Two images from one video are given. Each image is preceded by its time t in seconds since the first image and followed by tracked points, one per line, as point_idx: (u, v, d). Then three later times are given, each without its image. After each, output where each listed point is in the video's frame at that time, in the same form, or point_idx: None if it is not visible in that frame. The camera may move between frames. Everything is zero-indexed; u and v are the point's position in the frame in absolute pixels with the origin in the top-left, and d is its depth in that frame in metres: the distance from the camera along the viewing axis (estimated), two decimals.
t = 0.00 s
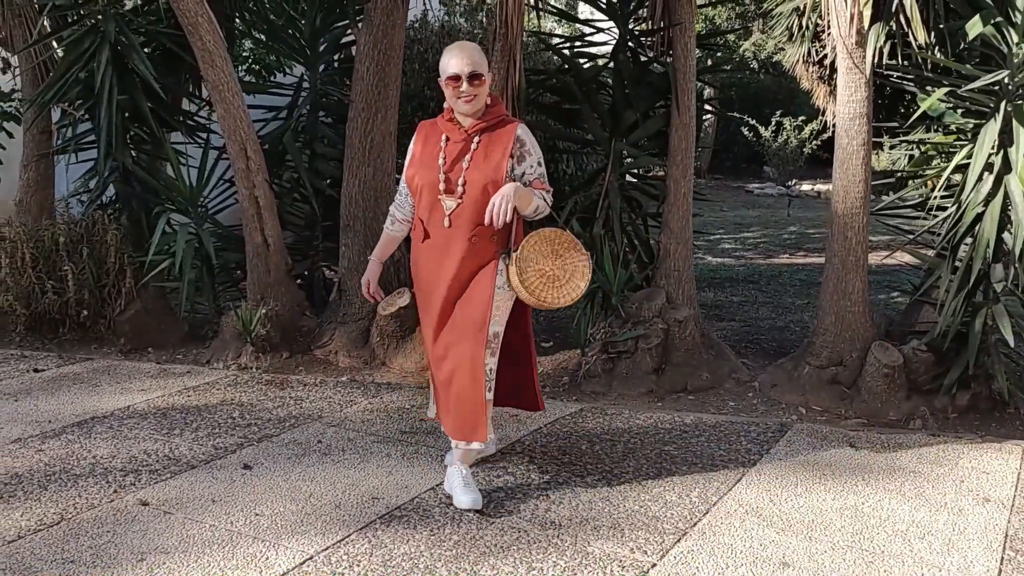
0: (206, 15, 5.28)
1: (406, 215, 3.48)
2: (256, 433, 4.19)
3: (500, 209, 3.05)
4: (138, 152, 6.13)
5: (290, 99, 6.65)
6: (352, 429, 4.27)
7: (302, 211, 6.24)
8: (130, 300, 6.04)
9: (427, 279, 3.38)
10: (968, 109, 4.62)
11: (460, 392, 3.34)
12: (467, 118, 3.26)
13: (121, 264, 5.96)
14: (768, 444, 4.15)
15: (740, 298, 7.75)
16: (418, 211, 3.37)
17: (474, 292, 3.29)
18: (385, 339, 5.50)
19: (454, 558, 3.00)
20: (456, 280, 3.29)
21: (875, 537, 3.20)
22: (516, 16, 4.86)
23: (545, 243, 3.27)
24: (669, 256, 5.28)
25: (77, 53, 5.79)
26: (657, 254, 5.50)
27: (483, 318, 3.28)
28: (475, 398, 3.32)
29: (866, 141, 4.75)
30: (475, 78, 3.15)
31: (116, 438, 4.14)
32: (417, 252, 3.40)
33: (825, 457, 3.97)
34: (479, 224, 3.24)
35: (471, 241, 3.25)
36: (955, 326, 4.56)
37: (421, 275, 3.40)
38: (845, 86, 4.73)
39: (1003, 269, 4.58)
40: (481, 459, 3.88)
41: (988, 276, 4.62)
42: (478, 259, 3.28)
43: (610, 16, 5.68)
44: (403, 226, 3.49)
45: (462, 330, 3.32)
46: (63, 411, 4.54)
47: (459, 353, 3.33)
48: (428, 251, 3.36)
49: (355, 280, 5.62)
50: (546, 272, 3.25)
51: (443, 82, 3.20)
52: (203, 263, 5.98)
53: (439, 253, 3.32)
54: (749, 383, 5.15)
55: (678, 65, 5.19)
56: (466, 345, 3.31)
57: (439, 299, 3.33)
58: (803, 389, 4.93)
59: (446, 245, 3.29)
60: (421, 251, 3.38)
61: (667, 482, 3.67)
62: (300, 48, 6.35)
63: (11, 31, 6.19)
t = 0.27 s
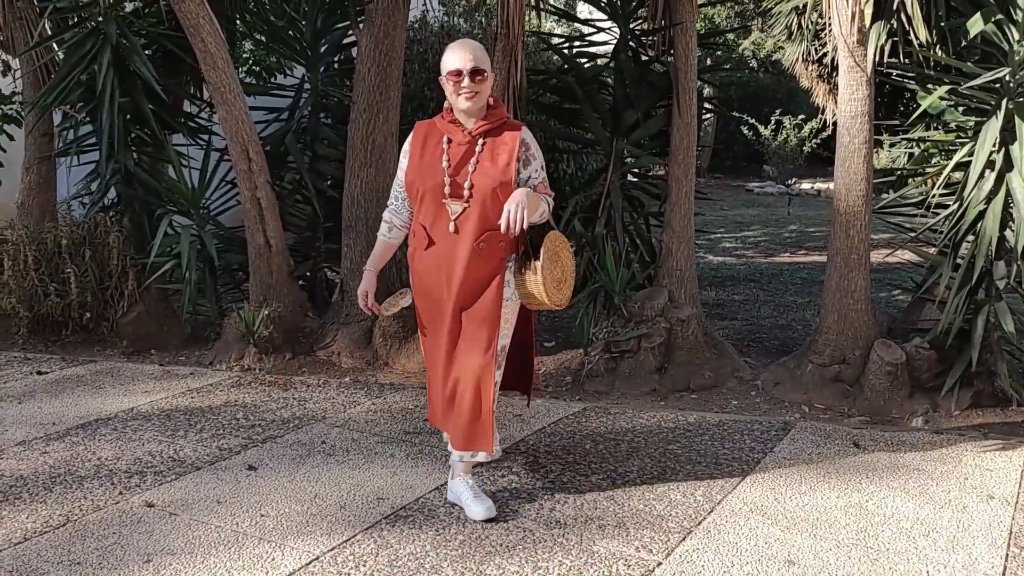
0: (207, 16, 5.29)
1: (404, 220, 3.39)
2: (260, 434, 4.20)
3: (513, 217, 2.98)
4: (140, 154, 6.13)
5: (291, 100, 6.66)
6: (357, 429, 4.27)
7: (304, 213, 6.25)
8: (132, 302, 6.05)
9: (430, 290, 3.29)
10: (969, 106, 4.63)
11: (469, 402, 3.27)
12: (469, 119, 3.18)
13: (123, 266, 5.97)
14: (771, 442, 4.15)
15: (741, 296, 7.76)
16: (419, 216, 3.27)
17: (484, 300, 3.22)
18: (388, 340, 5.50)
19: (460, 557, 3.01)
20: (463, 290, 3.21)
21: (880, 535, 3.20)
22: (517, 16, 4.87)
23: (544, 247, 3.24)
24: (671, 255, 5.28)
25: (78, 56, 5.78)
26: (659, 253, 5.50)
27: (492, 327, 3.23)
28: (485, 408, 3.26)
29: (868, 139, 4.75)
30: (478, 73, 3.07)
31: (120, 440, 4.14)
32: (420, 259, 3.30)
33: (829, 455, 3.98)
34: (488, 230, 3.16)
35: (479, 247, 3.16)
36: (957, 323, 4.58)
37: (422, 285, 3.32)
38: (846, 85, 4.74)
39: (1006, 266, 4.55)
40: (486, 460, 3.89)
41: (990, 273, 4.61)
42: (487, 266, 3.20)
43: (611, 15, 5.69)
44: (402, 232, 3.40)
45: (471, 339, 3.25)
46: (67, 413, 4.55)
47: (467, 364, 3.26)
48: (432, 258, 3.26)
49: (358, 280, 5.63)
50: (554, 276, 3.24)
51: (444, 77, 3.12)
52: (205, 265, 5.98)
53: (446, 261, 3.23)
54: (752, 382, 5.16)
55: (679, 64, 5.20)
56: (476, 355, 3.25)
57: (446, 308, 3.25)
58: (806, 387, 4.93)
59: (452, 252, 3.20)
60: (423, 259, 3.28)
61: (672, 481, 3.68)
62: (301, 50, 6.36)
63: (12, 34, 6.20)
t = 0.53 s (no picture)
0: (208, 18, 5.29)
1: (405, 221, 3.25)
2: (263, 434, 4.21)
3: (544, 201, 3.06)
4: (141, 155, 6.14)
5: (292, 101, 6.67)
6: (359, 429, 4.28)
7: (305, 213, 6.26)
8: (134, 303, 6.07)
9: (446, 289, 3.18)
10: (969, 105, 4.63)
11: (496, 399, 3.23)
12: (474, 111, 3.15)
13: (125, 267, 5.99)
14: (773, 441, 4.16)
15: (742, 295, 7.77)
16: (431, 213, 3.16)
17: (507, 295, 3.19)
18: (390, 340, 5.51)
19: (462, 556, 3.01)
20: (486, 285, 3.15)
21: (882, 533, 3.21)
22: (517, 16, 4.88)
23: (555, 245, 3.26)
24: (672, 254, 5.29)
25: (79, 57, 5.79)
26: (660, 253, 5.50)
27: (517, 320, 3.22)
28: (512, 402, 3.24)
29: (868, 138, 4.76)
30: (481, 67, 3.03)
31: (123, 441, 4.15)
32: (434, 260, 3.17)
33: (831, 453, 3.98)
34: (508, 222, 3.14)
35: (502, 239, 3.13)
36: (958, 321, 4.59)
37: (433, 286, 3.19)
38: (846, 84, 4.75)
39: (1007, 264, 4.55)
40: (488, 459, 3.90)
41: (991, 271, 4.62)
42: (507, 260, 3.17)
43: (611, 15, 5.70)
44: (404, 234, 3.25)
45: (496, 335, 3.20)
46: (70, 415, 4.55)
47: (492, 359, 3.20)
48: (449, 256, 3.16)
49: (359, 281, 5.63)
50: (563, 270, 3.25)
51: (445, 69, 3.07)
52: (206, 266, 5.99)
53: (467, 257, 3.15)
54: (753, 380, 5.16)
55: (679, 64, 5.21)
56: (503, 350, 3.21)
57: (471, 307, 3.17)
58: (807, 386, 4.94)
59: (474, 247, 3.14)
60: (436, 259, 3.17)
61: (674, 479, 3.68)
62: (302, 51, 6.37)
63: (13, 36, 6.21)
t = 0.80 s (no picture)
0: (209, 19, 5.30)
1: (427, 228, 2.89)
2: (264, 434, 4.22)
3: (567, 197, 3.10)
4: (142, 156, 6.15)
5: (292, 102, 6.68)
6: (360, 429, 4.29)
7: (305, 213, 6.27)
8: (135, 304, 6.09)
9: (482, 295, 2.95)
10: (968, 104, 4.65)
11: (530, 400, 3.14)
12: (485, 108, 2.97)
13: (126, 268, 6.01)
14: (773, 440, 4.17)
15: (742, 294, 7.78)
16: (467, 216, 2.90)
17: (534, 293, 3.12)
18: (391, 340, 5.52)
19: (463, 555, 3.03)
20: (518, 288, 3.03)
21: (881, 530, 3.22)
22: (517, 17, 4.89)
23: (563, 238, 3.16)
24: (671, 254, 5.30)
25: (79, 59, 5.80)
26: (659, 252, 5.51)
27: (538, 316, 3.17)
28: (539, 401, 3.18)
29: (867, 138, 4.77)
30: (490, 62, 2.84)
31: (125, 441, 4.16)
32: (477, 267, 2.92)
33: (830, 452, 4.00)
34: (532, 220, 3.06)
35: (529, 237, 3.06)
36: (957, 320, 4.60)
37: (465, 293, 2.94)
38: (845, 84, 4.76)
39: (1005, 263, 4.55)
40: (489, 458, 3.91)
41: (989, 270, 4.63)
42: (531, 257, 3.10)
43: (611, 15, 5.71)
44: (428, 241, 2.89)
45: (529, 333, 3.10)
46: (71, 415, 4.56)
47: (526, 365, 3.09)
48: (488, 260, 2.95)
49: (359, 281, 5.64)
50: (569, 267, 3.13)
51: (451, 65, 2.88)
52: (207, 266, 6.00)
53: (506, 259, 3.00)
54: (753, 379, 5.17)
55: (678, 64, 5.22)
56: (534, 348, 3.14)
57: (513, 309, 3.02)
58: (806, 385, 4.95)
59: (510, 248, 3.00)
60: (472, 267, 2.92)
61: (674, 478, 3.69)
62: (302, 51, 6.38)
63: (13, 37, 6.22)
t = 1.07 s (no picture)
0: (207, 20, 5.32)
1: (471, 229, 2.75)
2: (263, 434, 4.24)
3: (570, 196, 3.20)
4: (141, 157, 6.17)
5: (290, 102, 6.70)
6: (359, 428, 4.31)
7: (304, 214, 6.29)
8: (134, 304, 6.10)
9: (526, 287, 2.91)
10: (964, 103, 4.66)
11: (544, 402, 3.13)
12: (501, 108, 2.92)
13: (125, 269, 6.02)
14: (770, 438, 4.19)
15: (741, 293, 7.80)
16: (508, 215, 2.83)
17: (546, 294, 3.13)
18: (389, 340, 5.53)
19: (461, 553, 3.05)
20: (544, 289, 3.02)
21: (877, 528, 3.23)
22: (514, 17, 4.90)
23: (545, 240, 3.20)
24: (669, 253, 5.32)
25: (78, 60, 5.83)
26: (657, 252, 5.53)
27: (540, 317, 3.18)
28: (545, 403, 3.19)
29: (863, 137, 4.79)
30: (505, 59, 2.81)
31: (124, 441, 4.18)
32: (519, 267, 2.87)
33: (827, 450, 4.01)
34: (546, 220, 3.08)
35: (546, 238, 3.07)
36: (953, 318, 4.63)
37: (513, 286, 2.88)
38: (841, 83, 4.78)
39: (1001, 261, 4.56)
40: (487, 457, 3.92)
41: (986, 268, 4.65)
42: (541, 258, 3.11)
43: (608, 15, 5.73)
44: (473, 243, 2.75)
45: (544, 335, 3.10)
46: (72, 415, 4.58)
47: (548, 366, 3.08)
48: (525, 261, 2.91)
49: (358, 281, 5.66)
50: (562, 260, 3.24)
51: (467, 61, 2.82)
52: (206, 267, 6.02)
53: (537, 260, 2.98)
54: (750, 378, 5.19)
55: (676, 64, 5.23)
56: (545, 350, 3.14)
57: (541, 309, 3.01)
58: (804, 384, 4.97)
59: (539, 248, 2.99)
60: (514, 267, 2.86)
61: (671, 476, 3.71)
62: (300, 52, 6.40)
63: (13, 39, 6.24)
